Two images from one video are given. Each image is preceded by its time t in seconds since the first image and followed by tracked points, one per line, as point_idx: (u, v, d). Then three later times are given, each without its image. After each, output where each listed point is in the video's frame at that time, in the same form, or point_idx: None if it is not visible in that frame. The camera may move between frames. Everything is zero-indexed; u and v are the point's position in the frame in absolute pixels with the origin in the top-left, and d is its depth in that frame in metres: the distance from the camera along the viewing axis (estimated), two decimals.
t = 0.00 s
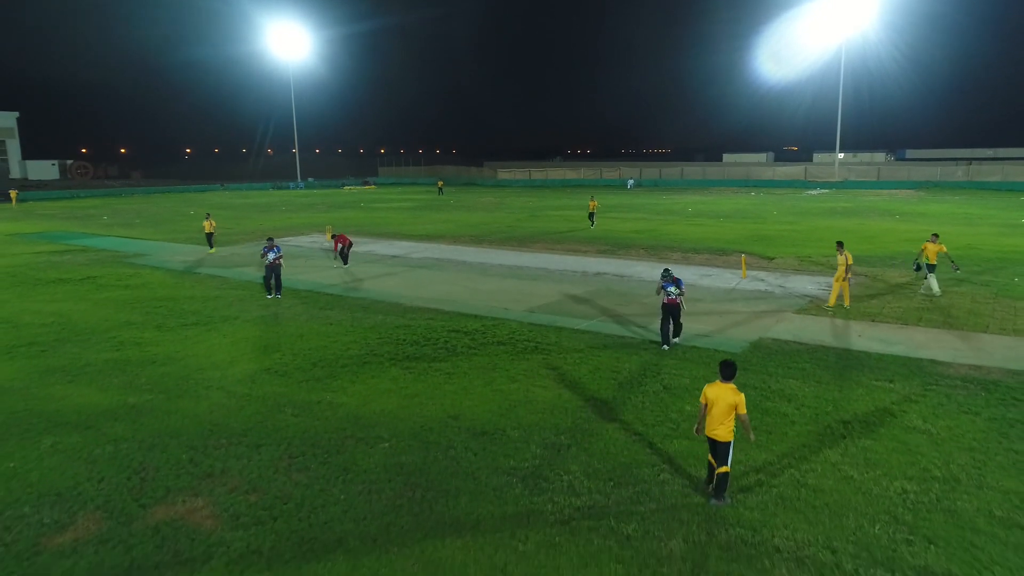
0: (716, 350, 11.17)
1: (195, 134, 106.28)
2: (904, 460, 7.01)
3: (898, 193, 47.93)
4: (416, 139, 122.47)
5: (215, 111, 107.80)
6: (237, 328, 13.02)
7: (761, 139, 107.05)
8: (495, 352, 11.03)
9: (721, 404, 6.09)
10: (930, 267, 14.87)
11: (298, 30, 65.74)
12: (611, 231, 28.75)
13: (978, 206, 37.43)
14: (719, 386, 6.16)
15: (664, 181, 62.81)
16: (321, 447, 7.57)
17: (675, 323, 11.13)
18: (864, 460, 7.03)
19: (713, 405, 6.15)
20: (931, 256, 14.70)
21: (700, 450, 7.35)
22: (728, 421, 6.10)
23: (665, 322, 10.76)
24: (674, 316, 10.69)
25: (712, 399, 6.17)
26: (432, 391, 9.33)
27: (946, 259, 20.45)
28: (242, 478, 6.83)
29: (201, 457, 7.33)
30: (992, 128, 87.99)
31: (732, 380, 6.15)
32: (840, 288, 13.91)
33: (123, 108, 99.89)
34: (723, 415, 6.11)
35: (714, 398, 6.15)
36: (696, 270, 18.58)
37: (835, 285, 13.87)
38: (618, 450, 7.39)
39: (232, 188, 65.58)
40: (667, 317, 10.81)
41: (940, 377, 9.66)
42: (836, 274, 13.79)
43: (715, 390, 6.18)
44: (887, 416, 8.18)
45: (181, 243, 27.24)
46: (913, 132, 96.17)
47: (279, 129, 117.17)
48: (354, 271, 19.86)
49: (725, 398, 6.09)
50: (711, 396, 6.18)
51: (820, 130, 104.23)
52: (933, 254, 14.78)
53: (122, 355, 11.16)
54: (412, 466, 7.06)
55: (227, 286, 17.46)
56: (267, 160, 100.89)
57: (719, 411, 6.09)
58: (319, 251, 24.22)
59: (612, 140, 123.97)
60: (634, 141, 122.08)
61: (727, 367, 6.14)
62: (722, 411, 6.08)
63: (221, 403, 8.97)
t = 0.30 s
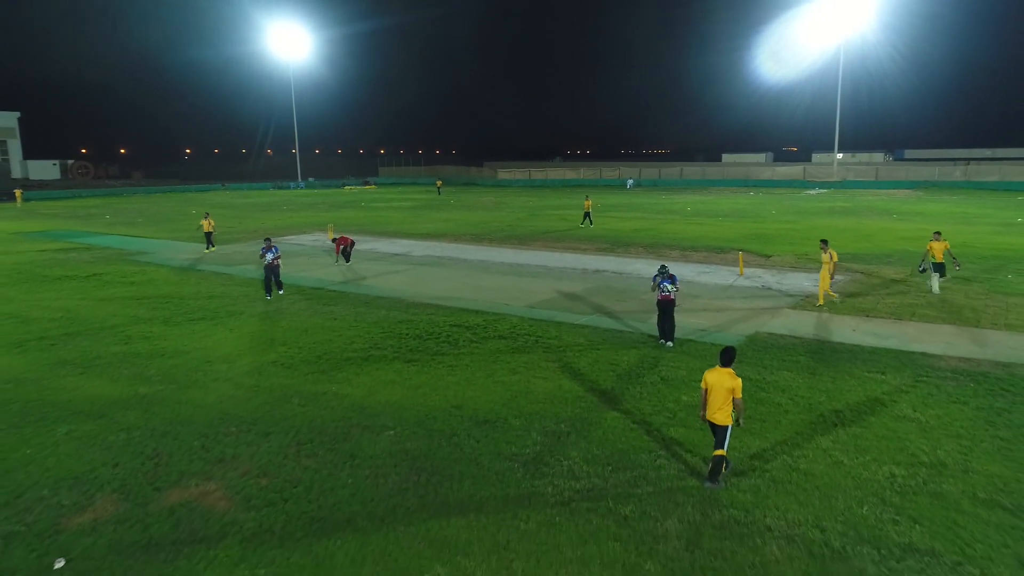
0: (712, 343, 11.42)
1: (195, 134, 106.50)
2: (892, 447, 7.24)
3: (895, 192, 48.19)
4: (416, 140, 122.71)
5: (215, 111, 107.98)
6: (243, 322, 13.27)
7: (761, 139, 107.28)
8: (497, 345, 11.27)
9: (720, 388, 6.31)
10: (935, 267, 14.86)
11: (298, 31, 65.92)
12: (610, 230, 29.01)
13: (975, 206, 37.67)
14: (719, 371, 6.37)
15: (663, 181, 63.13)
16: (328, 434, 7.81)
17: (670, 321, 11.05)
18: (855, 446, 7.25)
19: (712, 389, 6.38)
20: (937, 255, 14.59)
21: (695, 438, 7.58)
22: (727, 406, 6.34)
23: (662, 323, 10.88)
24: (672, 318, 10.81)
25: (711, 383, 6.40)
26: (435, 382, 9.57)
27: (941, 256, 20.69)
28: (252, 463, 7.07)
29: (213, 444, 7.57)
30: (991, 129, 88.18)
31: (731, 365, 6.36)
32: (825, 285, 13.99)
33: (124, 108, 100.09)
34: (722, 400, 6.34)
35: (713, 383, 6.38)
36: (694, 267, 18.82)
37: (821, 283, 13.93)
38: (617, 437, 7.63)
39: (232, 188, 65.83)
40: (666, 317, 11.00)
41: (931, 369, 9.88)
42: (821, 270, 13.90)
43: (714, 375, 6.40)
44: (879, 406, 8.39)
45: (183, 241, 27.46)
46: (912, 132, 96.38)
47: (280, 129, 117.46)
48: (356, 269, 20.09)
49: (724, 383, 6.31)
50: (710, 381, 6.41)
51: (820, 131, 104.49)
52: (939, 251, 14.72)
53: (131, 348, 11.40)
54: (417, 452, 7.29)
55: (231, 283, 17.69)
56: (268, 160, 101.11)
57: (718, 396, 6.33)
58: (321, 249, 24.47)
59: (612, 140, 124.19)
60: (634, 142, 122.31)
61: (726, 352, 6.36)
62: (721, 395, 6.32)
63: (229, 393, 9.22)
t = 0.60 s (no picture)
0: (707, 338, 11.73)
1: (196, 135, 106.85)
2: (878, 435, 7.55)
3: (893, 192, 48.48)
4: (416, 140, 123.09)
5: (215, 112, 108.33)
6: (250, 319, 13.60)
7: (760, 140, 107.54)
8: (499, 340, 11.58)
9: (715, 372, 6.65)
10: (934, 265, 15.14)
11: (299, 32, 66.24)
12: (609, 229, 29.34)
13: (971, 206, 37.97)
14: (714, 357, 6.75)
15: (662, 181, 63.46)
16: (337, 424, 8.13)
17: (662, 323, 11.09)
18: (842, 435, 7.57)
19: (709, 374, 6.72)
20: (941, 255, 14.84)
21: (689, 427, 7.89)
22: (722, 389, 6.64)
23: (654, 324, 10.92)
24: (664, 319, 10.85)
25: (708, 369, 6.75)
26: (438, 375, 9.89)
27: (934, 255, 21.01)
28: (265, 450, 7.39)
29: (226, 433, 7.89)
30: (989, 129, 88.35)
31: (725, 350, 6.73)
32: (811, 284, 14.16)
33: (125, 109, 100.46)
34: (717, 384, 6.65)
35: (709, 368, 6.73)
36: (691, 266, 19.16)
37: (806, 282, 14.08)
38: (614, 426, 7.95)
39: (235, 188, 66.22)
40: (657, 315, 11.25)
41: (919, 362, 10.18)
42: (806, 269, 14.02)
43: (710, 361, 6.76)
44: (867, 397, 8.71)
45: (188, 241, 27.80)
46: (910, 132, 96.57)
47: (280, 130, 117.79)
48: (359, 267, 20.42)
49: (718, 367, 6.65)
50: (707, 367, 6.76)
51: (818, 131, 104.73)
52: (943, 251, 14.96)
53: (142, 344, 11.73)
54: (422, 440, 7.61)
55: (237, 281, 18.02)
56: (269, 160, 101.38)
57: (713, 379, 6.66)
58: (324, 248, 24.79)
59: (611, 141, 124.41)
60: (633, 142, 122.55)
61: (719, 339, 6.77)
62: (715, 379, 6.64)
63: (240, 386, 9.54)
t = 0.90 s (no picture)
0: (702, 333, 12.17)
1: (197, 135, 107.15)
2: (860, 422, 8.00)
3: (888, 193, 48.86)
4: (416, 140, 123.41)
5: (216, 112, 108.63)
6: (259, 315, 14.02)
7: (758, 141, 107.90)
8: (501, 335, 12.02)
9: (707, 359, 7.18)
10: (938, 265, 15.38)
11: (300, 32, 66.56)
12: (608, 229, 29.74)
13: (966, 206, 38.36)
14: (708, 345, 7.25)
15: (660, 181, 63.87)
16: (347, 412, 8.57)
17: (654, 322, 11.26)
18: (827, 422, 8.01)
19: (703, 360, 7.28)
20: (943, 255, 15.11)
21: (682, 415, 8.34)
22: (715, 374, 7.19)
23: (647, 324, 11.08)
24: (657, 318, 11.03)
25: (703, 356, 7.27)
26: (444, 368, 10.33)
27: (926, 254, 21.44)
28: (281, 436, 7.83)
29: (244, 420, 8.34)
30: (986, 130, 88.65)
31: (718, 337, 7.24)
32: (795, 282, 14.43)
33: (126, 109, 100.77)
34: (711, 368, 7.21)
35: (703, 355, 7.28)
36: (688, 264, 19.58)
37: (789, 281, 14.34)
38: (611, 414, 8.39)
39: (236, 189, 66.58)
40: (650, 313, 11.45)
41: (904, 355, 10.61)
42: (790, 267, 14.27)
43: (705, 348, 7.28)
44: (852, 387, 9.15)
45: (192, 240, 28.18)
46: (907, 133, 96.90)
47: (281, 130, 118.13)
48: (363, 266, 20.84)
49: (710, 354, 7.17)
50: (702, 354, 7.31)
51: (816, 131, 105.08)
52: (944, 251, 15.23)
53: (156, 339, 12.15)
54: (429, 426, 8.06)
55: (244, 279, 18.43)
56: (269, 160, 101.73)
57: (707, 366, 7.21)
58: (327, 247, 25.19)
59: (610, 141, 124.72)
60: (632, 143, 122.90)
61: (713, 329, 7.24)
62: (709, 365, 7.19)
63: (254, 377, 9.98)
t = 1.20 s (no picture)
0: (696, 329, 12.65)
1: (199, 136, 107.64)
2: (845, 410, 8.48)
3: (885, 193, 49.27)
4: (417, 140, 123.92)
5: (217, 112, 109.13)
6: (270, 311, 14.53)
7: (757, 142, 108.30)
8: (503, 330, 12.52)
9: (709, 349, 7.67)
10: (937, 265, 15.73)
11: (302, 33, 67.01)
12: (608, 229, 30.23)
13: (961, 207, 38.78)
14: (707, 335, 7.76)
15: (660, 182, 64.35)
16: (360, 401, 9.06)
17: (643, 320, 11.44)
18: (813, 410, 8.48)
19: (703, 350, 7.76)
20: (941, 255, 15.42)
21: (677, 403, 8.83)
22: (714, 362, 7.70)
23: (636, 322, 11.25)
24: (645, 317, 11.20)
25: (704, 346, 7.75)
26: (449, 360, 10.84)
27: (919, 253, 21.89)
28: (298, 422, 8.33)
29: (262, 408, 8.84)
30: (984, 131, 88.89)
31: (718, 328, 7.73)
32: (778, 283, 14.78)
33: (129, 110, 101.28)
34: (709, 357, 7.72)
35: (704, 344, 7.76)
36: (685, 263, 20.08)
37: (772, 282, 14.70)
38: (609, 402, 8.88)
39: (239, 189, 67.08)
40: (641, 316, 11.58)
41: (889, 348, 11.09)
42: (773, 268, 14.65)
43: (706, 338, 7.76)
44: (838, 379, 9.63)
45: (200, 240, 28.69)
46: (905, 134, 97.23)
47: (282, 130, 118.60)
48: (367, 265, 21.32)
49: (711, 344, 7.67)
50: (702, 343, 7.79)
51: (815, 132, 105.43)
52: (944, 251, 15.53)
53: (173, 333, 12.65)
54: (437, 414, 8.54)
55: (253, 277, 18.91)
56: (271, 161, 102.16)
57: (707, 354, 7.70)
58: (332, 247, 25.66)
59: (610, 142, 125.07)
60: (631, 144, 123.27)
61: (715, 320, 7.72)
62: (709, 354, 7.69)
63: (269, 369, 10.49)
